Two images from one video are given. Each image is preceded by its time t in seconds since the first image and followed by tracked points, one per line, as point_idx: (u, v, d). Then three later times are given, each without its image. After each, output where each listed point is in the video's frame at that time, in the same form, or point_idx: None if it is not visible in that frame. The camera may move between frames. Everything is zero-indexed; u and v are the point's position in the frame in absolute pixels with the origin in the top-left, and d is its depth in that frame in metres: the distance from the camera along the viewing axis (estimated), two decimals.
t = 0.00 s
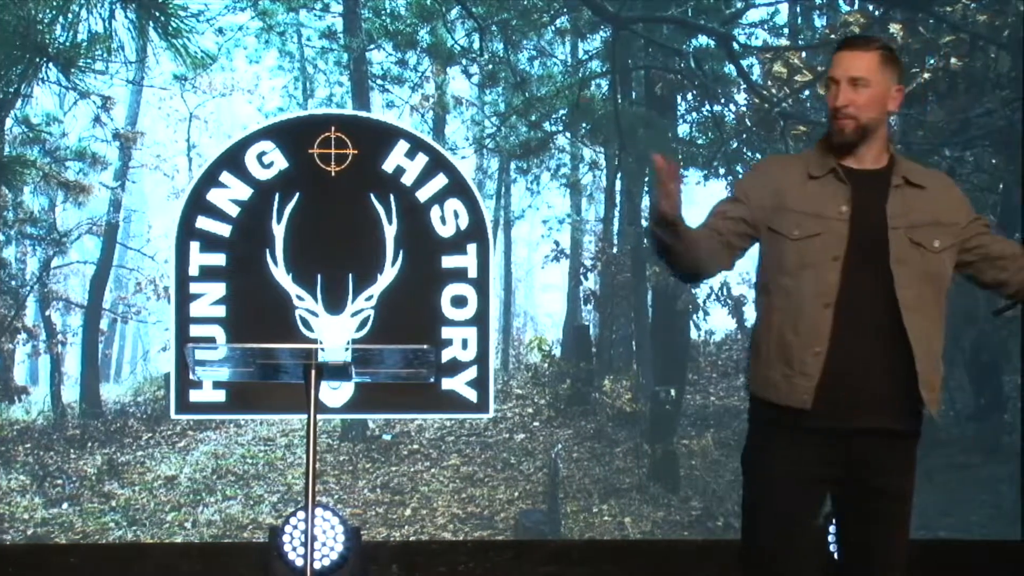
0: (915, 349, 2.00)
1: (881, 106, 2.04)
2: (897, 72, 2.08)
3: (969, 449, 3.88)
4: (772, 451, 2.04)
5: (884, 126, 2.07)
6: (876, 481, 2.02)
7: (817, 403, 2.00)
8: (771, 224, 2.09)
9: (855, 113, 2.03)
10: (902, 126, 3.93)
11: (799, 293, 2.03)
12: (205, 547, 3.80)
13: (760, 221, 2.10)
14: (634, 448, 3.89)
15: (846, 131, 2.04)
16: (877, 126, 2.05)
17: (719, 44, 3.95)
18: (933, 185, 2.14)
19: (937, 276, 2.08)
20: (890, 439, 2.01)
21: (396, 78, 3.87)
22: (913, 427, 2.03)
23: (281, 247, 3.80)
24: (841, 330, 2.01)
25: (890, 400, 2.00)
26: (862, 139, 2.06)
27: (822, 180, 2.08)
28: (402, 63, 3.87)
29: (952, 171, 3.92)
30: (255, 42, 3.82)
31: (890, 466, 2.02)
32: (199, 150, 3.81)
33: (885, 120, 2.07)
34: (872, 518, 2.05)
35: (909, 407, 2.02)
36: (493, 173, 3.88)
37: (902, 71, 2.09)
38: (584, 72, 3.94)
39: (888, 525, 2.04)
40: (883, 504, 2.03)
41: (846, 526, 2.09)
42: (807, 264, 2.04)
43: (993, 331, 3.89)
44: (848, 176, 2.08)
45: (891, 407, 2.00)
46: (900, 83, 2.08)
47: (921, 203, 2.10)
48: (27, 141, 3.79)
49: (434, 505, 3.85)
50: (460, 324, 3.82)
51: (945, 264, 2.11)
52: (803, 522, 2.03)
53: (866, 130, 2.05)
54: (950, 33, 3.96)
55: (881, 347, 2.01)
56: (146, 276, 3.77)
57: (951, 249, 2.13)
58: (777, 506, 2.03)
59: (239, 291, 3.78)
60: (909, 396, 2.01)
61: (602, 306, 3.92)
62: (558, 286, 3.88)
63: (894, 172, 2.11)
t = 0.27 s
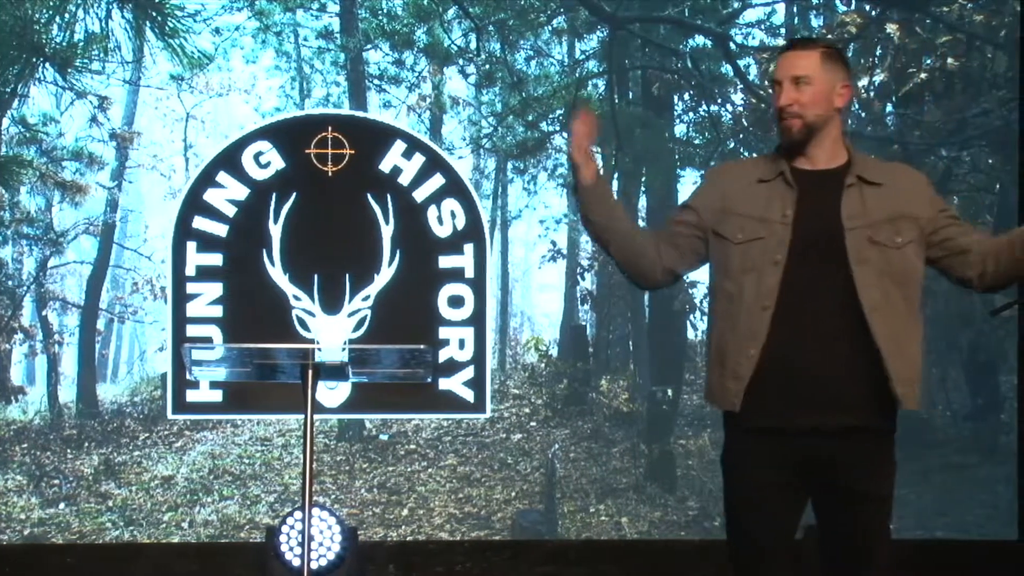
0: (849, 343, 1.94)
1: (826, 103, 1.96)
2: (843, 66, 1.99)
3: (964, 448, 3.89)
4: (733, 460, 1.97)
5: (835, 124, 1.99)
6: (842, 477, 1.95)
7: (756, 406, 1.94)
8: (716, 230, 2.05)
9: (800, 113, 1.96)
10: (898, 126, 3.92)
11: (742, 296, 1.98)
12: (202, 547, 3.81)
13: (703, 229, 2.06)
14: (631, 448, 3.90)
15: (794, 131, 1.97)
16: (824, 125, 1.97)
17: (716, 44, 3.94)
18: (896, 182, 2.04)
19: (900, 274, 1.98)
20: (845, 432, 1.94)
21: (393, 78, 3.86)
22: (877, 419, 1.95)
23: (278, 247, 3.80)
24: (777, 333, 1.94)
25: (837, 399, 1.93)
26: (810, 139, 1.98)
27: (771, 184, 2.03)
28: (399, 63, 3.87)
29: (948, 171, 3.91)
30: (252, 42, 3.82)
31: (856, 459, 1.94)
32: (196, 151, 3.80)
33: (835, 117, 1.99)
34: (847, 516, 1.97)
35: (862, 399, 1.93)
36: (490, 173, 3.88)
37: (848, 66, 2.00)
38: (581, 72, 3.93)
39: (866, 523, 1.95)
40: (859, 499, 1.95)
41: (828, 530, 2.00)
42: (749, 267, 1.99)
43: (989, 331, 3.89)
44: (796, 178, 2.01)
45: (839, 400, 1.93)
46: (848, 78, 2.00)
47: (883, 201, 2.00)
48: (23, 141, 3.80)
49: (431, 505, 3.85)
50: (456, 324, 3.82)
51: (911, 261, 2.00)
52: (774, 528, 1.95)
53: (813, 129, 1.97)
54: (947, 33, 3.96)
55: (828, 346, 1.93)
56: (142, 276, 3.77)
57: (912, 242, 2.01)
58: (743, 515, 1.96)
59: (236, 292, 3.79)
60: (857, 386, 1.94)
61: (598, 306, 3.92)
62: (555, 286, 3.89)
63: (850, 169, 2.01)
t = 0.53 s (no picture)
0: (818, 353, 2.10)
1: (767, 103, 2.12)
2: (788, 68, 2.16)
3: (963, 448, 3.89)
4: (718, 463, 2.16)
5: (781, 124, 2.15)
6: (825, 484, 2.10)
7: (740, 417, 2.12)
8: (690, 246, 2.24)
9: (742, 116, 2.13)
10: (898, 126, 3.93)
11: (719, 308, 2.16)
12: (201, 548, 3.81)
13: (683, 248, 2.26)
14: (630, 448, 3.90)
15: (737, 132, 2.15)
16: (767, 124, 2.14)
17: (715, 44, 3.95)
18: (844, 182, 2.16)
19: (834, 279, 2.14)
20: (829, 441, 2.10)
21: (392, 78, 3.86)
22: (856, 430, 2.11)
23: (277, 247, 3.80)
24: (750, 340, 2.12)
25: (816, 403, 2.09)
26: (755, 138, 2.15)
27: (722, 196, 2.19)
28: (398, 63, 3.87)
29: (949, 171, 3.89)
30: (251, 42, 3.83)
31: (834, 465, 2.09)
32: (195, 150, 3.80)
33: (781, 116, 2.14)
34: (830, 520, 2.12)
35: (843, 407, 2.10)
36: (489, 173, 3.88)
37: (794, 67, 2.16)
38: (580, 72, 3.93)
39: (848, 528, 2.10)
40: (841, 505, 2.10)
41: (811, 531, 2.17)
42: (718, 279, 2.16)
43: (988, 331, 3.89)
44: (745, 185, 2.17)
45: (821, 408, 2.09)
46: (793, 78, 2.16)
47: (826, 202, 2.14)
48: (22, 141, 3.79)
49: (430, 505, 3.85)
50: (455, 324, 3.83)
51: (849, 266, 2.14)
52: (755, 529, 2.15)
53: (756, 130, 2.14)
54: (946, 33, 3.93)
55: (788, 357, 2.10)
56: (141, 276, 3.77)
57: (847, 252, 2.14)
58: (730, 516, 2.15)
59: (235, 291, 3.79)
60: (839, 395, 2.11)
61: (598, 306, 3.91)
62: (554, 286, 3.88)
63: (798, 170, 2.16)
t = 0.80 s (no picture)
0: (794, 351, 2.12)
1: (745, 104, 2.15)
2: (767, 69, 2.18)
3: (963, 448, 3.89)
4: (713, 464, 2.17)
5: (760, 124, 2.17)
6: (818, 481, 2.11)
7: (730, 416, 2.13)
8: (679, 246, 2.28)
9: (721, 117, 2.16)
10: (898, 126, 3.92)
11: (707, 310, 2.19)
12: (201, 547, 3.80)
13: (673, 247, 2.29)
14: (630, 448, 3.90)
15: (717, 133, 2.18)
16: (746, 125, 2.16)
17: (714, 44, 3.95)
18: (824, 178, 2.17)
19: (812, 276, 2.16)
20: (820, 438, 2.10)
21: (392, 78, 3.86)
22: (847, 427, 2.12)
23: (276, 247, 3.80)
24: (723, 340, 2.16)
25: (803, 399, 2.10)
26: (735, 139, 2.18)
27: (709, 196, 2.22)
28: (398, 63, 3.87)
29: (948, 171, 3.90)
30: (251, 42, 3.83)
31: (826, 462, 2.10)
32: (194, 150, 3.81)
33: (760, 117, 2.16)
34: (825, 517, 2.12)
35: (832, 404, 2.11)
36: (489, 173, 3.88)
37: (774, 68, 2.19)
38: (580, 72, 3.93)
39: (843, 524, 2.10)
40: (835, 503, 2.10)
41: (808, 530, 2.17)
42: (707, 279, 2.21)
43: (988, 331, 3.89)
44: (730, 185, 2.20)
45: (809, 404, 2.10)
46: (772, 78, 2.18)
47: (806, 201, 2.16)
48: (22, 141, 3.79)
49: (430, 505, 3.85)
50: (455, 324, 3.83)
51: (829, 263, 2.16)
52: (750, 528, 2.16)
53: (734, 131, 2.16)
54: (946, 33, 3.92)
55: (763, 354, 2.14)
56: (141, 276, 3.77)
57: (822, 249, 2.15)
58: (724, 518, 2.16)
59: (235, 291, 3.79)
60: (827, 391, 2.11)
61: (597, 306, 3.91)
62: (553, 286, 3.88)
63: (780, 169, 2.18)
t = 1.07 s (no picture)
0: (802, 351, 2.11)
1: (760, 104, 2.14)
2: (785, 69, 2.17)
3: (962, 448, 3.89)
4: (716, 462, 2.17)
5: (775, 123, 2.16)
6: (820, 482, 2.10)
7: (735, 415, 2.13)
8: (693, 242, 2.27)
9: (735, 116, 2.16)
10: (897, 126, 3.92)
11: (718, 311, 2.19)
12: (200, 547, 3.80)
13: (687, 244, 2.28)
14: (629, 448, 3.90)
15: (731, 131, 2.17)
16: (761, 125, 2.15)
17: (714, 44, 3.94)
18: (839, 180, 2.16)
19: (825, 276, 2.15)
20: (825, 439, 2.09)
21: (391, 78, 3.86)
22: (852, 429, 2.11)
23: (276, 246, 3.81)
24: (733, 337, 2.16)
25: (809, 400, 2.09)
26: (750, 137, 2.17)
27: (724, 193, 2.22)
28: (397, 63, 3.87)
29: (947, 172, 3.87)
30: (250, 42, 3.83)
31: (829, 463, 2.09)
32: (194, 150, 3.81)
33: (775, 116, 2.15)
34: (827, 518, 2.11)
35: (838, 406, 2.10)
36: (488, 174, 3.88)
37: (793, 68, 2.18)
38: (579, 72, 3.93)
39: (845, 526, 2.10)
40: (838, 505, 2.09)
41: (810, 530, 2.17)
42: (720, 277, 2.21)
43: (987, 331, 3.89)
44: (745, 183, 2.19)
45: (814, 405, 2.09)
46: (789, 79, 2.17)
47: (820, 201, 2.15)
48: (21, 141, 3.79)
49: (429, 505, 3.85)
50: (454, 324, 3.83)
51: (841, 264, 2.15)
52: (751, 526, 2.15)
53: (749, 129, 2.16)
54: (945, 33, 3.91)
55: (771, 353, 2.13)
56: (140, 276, 3.77)
57: (836, 249, 2.14)
58: (727, 517, 2.16)
59: (234, 291, 3.79)
60: (833, 393, 2.10)
61: (597, 306, 3.91)
62: (553, 286, 3.88)
63: (796, 169, 2.17)
